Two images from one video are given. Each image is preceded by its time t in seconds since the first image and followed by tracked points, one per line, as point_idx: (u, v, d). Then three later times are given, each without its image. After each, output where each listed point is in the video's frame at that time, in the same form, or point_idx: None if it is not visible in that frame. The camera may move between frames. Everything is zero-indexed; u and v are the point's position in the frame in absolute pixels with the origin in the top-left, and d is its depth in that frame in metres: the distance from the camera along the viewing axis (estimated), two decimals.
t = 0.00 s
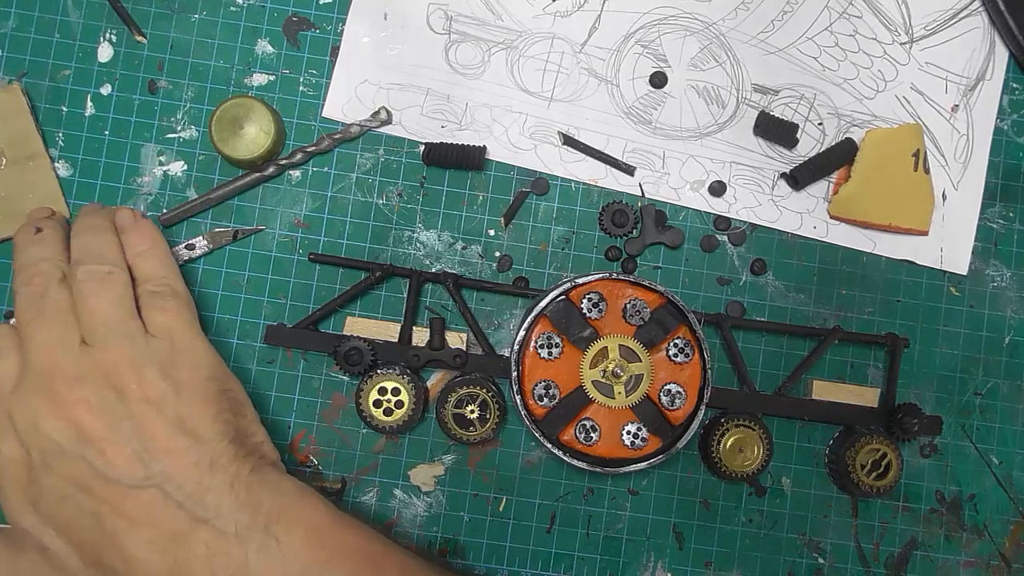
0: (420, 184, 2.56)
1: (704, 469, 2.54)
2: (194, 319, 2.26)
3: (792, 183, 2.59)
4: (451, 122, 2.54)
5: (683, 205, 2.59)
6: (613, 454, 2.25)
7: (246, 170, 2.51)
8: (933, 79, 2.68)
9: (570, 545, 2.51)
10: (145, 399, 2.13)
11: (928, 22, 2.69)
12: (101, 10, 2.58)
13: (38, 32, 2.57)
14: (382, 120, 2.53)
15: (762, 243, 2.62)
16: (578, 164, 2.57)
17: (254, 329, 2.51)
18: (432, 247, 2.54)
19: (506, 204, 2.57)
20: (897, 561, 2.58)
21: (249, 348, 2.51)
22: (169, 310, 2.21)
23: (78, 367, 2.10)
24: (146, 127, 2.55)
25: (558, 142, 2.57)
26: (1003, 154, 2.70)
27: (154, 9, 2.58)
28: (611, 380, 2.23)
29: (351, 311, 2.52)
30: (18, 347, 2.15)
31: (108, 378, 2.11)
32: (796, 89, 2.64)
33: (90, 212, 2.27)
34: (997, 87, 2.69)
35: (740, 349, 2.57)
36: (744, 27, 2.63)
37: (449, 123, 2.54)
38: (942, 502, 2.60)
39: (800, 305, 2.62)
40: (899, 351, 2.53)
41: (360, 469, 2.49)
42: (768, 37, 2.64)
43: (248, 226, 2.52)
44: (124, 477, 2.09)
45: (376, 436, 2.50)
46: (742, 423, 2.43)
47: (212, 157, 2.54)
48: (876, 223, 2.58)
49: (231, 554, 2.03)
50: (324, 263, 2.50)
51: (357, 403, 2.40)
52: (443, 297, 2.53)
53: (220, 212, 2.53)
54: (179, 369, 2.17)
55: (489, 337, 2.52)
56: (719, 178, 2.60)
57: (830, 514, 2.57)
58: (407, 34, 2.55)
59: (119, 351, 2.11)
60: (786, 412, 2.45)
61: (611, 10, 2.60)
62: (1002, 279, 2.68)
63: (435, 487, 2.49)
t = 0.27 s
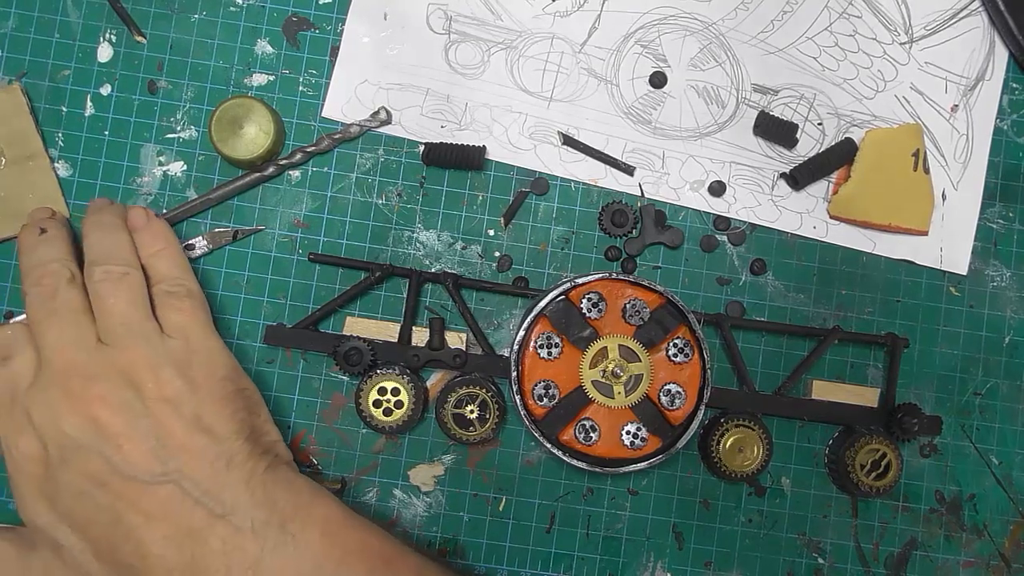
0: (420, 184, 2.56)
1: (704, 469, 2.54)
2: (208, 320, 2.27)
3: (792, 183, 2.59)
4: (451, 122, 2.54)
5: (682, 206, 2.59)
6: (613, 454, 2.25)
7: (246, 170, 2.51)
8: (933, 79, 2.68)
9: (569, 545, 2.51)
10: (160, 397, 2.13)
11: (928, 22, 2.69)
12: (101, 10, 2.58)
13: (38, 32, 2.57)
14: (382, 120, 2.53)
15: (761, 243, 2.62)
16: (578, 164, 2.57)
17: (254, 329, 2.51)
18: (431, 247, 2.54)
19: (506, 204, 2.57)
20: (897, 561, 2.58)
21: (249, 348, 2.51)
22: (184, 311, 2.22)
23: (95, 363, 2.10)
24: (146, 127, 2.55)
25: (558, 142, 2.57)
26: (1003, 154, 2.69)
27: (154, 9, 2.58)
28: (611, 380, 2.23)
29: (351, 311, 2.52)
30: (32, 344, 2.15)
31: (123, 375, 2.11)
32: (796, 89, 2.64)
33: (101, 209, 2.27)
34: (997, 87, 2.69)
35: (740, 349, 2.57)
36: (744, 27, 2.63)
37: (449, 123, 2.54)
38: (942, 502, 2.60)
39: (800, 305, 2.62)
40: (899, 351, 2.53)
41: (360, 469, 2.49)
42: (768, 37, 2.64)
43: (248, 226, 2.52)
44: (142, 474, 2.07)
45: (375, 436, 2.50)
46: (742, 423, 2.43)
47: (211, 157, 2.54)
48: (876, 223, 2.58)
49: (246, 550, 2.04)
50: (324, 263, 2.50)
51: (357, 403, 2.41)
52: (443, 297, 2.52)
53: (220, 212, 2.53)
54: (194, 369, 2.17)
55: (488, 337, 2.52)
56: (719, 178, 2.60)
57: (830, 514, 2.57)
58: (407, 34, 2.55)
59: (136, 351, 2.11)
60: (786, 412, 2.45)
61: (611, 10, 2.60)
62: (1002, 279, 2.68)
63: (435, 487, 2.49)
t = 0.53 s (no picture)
0: (420, 184, 2.56)
1: (704, 469, 2.54)
2: (206, 329, 2.30)
3: (792, 182, 2.59)
4: (451, 122, 2.54)
5: (682, 205, 2.59)
6: (613, 454, 2.25)
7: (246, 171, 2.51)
8: (933, 79, 2.68)
9: (569, 545, 2.51)
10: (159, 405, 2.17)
11: (928, 22, 2.69)
12: (101, 10, 2.58)
13: (38, 32, 2.57)
14: (382, 120, 2.53)
15: (761, 243, 2.62)
16: (578, 164, 2.57)
17: (254, 329, 2.51)
18: (432, 247, 2.54)
19: (506, 204, 2.57)
20: (897, 561, 2.58)
21: (249, 348, 2.51)
22: (182, 321, 2.25)
23: (98, 373, 2.15)
24: (146, 127, 2.55)
25: (558, 142, 2.57)
26: (1002, 154, 2.69)
27: (154, 9, 2.58)
28: (611, 380, 2.23)
29: (351, 311, 2.52)
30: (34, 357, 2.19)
31: (117, 376, 2.16)
32: (796, 89, 2.64)
33: (93, 209, 2.31)
34: (997, 87, 2.69)
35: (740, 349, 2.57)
36: (744, 27, 2.63)
37: (449, 123, 2.54)
38: (942, 502, 2.60)
39: (800, 304, 2.62)
40: (899, 351, 2.54)
41: (360, 469, 2.49)
42: (768, 37, 2.64)
43: (248, 226, 2.53)
44: (145, 483, 2.11)
45: (375, 436, 2.50)
46: (742, 423, 2.43)
47: (211, 157, 2.54)
48: (876, 223, 2.58)
49: (251, 558, 2.06)
50: (324, 263, 2.50)
51: (357, 403, 2.41)
52: (443, 297, 2.52)
53: (220, 212, 2.53)
54: (196, 380, 2.20)
55: (488, 337, 2.52)
56: (719, 178, 2.60)
57: (830, 514, 2.57)
58: (407, 34, 2.55)
59: (136, 363, 2.16)
60: (786, 412, 2.45)
61: (611, 10, 2.60)
62: (1002, 279, 2.68)
63: (435, 487, 2.49)
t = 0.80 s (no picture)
0: (420, 184, 2.56)
1: (704, 469, 2.54)
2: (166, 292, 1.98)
3: (792, 182, 2.59)
4: (451, 123, 2.54)
5: (682, 205, 2.59)
6: (613, 453, 2.25)
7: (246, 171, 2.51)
8: (933, 78, 2.68)
9: (570, 545, 2.51)
10: (199, 499, 1.84)
11: (928, 21, 2.69)
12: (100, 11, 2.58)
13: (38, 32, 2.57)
14: (382, 120, 2.53)
15: (761, 242, 2.62)
16: (578, 164, 2.57)
17: (255, 329, 2.51)
18: (432, 247, 2.54)
19: (506, 204, 2.57)
20: (897, 560, 2.58)
21: (250, 348, 2.51)
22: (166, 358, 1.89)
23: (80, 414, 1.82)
24: (146, 128, 2.55)
25: (558, 142, 2.57)
26: (1002, 153, 2.70)
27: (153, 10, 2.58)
28: (611, 380, 2.23)
29: (351, 311, 2.51)
30: None
31: (148, 491, 1.79)
32: (796, 89, 2.64)
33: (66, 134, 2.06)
34: (997, 86, 2.69)
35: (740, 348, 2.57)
36: (744, 27, 2.63)
37: (449, 123, 2.54)
38: (943, 501, 2.60)
39: (800, 304, 2.62)
40: (900, 351, 2.54)
41: (360, 469, 2.49)
42: (768, 36, 2.64)
43: (248, 226, 2.52)
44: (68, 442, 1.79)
45: (376, 436, 2.49)
46: (742, 423, 2.43)
47: (212, 158, 2.54)
48: (876, 222, 2.58)
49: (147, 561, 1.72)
50: (324, 264, 2.50)
51: (357, 403, 2.41)
52: (443, 298, 2.52)
53: (220, 213, 2.53)
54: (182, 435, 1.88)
55: (489, 337, 2.52)
56: (719, 177, 2.60)
57: (830, 513, 2.57)
58: (407, 34, 2.55)
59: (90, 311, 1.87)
60: (786, 411, 2.46)
61: (610, 10, 2.60)
62: (1003, 278, 2.68)
63: (436, 487, 2.49)
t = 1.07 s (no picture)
0: (420, 184, 2.56)
1: (704, 469, 2.54)
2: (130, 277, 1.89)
3: (792, 182, 2.59)
4: (451, 123, 2.54)
5: (682, 205, 2.59)
6: (613, 453, 2.25)
7: (246, 171, 2.51)
8: (933, 78, 2.68)
9: (570, 545, 2.51)
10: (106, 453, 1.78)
11: (927, 21, 2.69)
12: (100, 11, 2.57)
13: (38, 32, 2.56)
14: (382, 120, 2.53)
15: (762, 242, 2.62)
16: (578, 164, 2.57)
17: (255, 330, 2.51)
18: (432, 247, 2.54)
19: (506, 204, 2.57)
20: (898, 560, 2.58)
21: (250, 348, 2.51)
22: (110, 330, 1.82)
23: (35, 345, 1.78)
24: (146, 128, 2.55)
25: (558, 142, 2.57)
26: (1002, 153, 2.69)
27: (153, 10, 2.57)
28: (611, 380, 2.23)
29: (351, 311, 2.51)
30: None
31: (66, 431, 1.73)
32: (795, 89, 2.64)
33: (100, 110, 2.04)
34: (997, 86, 2.69)
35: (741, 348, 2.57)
36: (744, 26, 2.63)
37: (449, 123, 2.54)
38: (943, 501, 2.60)
39: (800, 304, 2.62)
40: (900, 350, 2.55)
41: (360, 470, 2.49)
42: (768, 36, 2.64)
43: (248, 226, 2.52)
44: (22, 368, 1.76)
45: (376, 436, 2.49)
46: (742, 423, 2.44)
47: (212, 158, 2.54)
48: (876, 222, 2.58)
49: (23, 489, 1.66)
50: (324, 264, 2.50)
51: (357, 403, 2.41)
52: (443, 298, 2.52)
53: (220, 213, 2.53)
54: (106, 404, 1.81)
55: (489, 337, 2.52)
56: (719, 177, 2.60)
57: (831, 513, 2.57)
58: (407, 34, 2.55)
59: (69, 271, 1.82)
60: (786, 411, 2.46)
61: (610, 10, 2.60)
62: (1003, 277, 2.68)
63: (436, 487, 2.49)
